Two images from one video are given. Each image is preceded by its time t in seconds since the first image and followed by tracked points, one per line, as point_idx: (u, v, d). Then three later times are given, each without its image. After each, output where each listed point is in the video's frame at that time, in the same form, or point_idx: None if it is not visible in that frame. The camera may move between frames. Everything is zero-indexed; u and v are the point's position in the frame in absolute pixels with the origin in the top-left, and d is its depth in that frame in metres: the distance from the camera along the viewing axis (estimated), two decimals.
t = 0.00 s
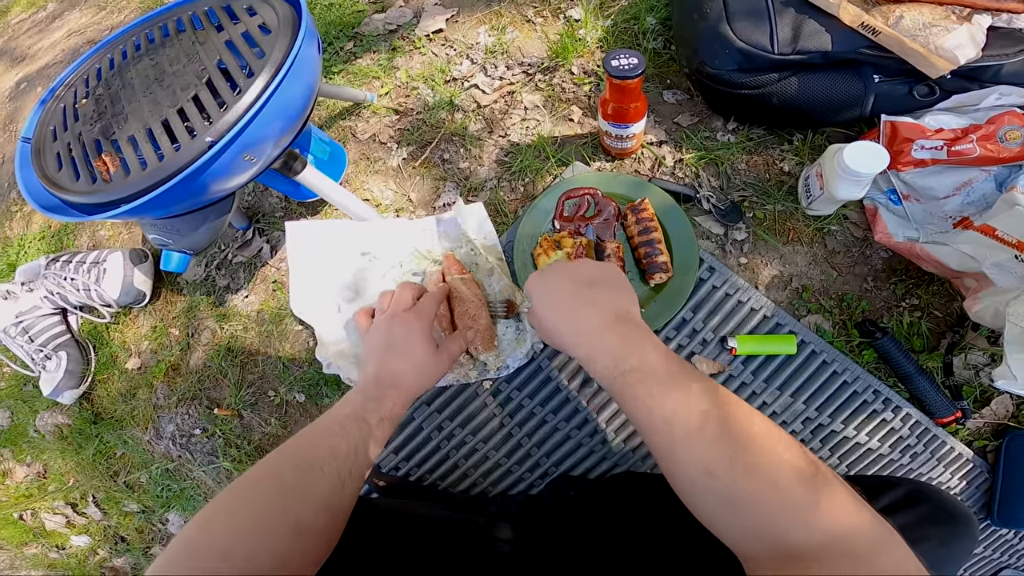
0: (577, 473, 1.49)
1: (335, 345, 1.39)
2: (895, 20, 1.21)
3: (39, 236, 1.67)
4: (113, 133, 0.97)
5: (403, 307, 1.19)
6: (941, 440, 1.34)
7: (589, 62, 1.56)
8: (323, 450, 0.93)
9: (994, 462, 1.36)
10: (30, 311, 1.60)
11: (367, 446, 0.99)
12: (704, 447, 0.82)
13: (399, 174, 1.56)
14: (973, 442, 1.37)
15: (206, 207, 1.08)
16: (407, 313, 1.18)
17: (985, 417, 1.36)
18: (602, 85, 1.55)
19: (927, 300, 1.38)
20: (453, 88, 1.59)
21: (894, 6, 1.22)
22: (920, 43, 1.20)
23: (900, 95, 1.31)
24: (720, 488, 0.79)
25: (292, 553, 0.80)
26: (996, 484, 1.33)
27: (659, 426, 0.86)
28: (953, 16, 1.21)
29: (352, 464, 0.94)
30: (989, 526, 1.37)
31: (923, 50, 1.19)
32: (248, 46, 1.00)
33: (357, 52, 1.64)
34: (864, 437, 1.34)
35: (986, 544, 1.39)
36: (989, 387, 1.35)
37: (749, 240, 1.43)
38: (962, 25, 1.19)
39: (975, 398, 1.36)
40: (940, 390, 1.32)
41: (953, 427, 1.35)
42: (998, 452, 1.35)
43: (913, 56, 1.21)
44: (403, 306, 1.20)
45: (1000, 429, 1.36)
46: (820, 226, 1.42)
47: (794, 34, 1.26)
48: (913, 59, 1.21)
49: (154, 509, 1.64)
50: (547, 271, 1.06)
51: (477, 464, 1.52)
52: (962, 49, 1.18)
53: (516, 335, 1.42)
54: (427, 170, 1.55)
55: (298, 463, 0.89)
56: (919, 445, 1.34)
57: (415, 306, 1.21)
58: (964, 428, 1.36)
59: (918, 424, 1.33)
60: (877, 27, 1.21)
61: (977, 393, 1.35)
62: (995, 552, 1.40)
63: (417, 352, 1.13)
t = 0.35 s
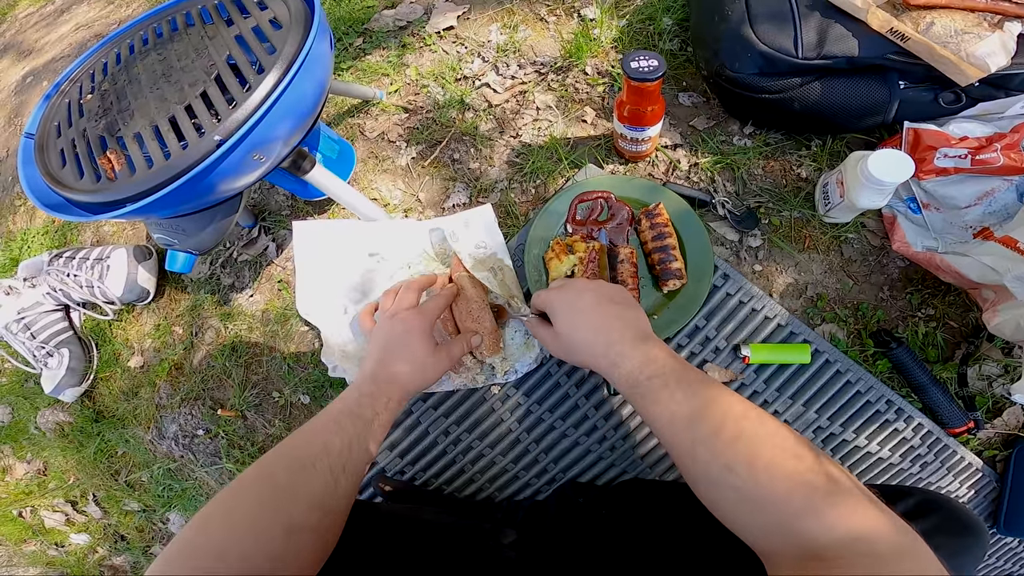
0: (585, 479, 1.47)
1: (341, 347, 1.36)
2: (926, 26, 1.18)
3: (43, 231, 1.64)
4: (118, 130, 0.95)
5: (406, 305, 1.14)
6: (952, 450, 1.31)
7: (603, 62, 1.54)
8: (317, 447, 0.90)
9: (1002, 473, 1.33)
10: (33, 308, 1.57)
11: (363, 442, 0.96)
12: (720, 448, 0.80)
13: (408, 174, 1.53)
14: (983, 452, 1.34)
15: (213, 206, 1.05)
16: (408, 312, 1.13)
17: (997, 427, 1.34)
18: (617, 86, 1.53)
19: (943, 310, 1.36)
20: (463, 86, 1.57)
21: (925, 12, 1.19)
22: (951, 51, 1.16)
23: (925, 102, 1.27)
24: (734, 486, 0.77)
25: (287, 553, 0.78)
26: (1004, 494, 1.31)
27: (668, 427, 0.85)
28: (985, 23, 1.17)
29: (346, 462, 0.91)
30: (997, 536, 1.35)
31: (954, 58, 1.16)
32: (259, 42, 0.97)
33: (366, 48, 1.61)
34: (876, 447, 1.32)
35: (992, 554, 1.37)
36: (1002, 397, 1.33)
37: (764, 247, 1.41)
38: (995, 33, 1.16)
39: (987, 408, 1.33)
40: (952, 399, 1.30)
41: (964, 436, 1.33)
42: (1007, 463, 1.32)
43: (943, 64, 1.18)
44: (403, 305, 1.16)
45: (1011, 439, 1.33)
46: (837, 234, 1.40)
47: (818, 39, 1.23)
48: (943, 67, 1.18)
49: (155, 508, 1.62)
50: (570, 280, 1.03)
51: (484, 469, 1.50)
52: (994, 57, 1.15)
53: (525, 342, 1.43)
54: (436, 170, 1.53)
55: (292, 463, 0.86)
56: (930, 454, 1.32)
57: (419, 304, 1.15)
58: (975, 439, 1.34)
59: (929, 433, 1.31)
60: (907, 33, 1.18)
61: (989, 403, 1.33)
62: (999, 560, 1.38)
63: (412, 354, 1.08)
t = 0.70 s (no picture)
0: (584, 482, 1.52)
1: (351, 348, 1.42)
2: (917, 49, 1.26)
3: (61, 229, 1.68)
4: (161, 132, 1.01)
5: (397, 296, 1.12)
6: (940, 459, 1.38)
7: (611, 82, 1.62)
8: (301, 452, 0.91)
9: (991, 482, 1.39)
10: (50, 302, 1.61)
11: (351, 442, 0.96)
12: (737, 445, 0.86)
13: (422, 185, 1.60)
14: (970, 462, 1.40)
15: (242, 208, 1.11)
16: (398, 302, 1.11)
17: (984, 438, 1.40)
18: (623, 105, 1.61)
19: (932, 325, 1.43)
20: (477, 102, 1.64)
21: (916, 36, 1.26)
22: (939, 74, 1.25)
23: (916, 123, 1.37)
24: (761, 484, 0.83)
25: (273, 557, 0.81)
26: (991, 503, 1.38)
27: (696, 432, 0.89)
28: (973, 46, 1.26)
29: (331, 464, 0.92)
30: (981, 542, 1.42)
31: (941, 80, 1.25)
32: (295, 54, 1.04)
33: (385, 61, 1.69)
34: (865, 455, 1.39)
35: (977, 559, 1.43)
36: (988, 409, 1.40)
37: (761, 263, 1.48)
38: (981, 55, 1.24)
39: (974, 420, 1.40)
40: (939, 410, 1.37)
41: (952, 446, 1.39)
42: (994, 473, 1.39)
43: (932, 86, 1.26)
44: (396, 295, 1.14)
45: (998, 450, 1.40)
46: (831, 251, 1.48)
47: (816, 62, 1.32)
48: (932, 89, 1.26)
49: (154, 505, 1.65)
50: (586, 270, 1.02)
51: (486, 470, 1.55)
52: (980, 80, 1.24)
53: (528, 348, 1.50)
54: (449, 182, 1.60)
55: (276, 470, 0.89)
56: (918, 463, 1.38)
57: (411, 294, 1.13)
58: (962, 449, 1.40)
59: (918, 443, 1.38)
60: (898, 57, 1.26)
61: (977, 415, 1.40)
62: (984, 568, 1.44)
63: (410, 344, 1.06)
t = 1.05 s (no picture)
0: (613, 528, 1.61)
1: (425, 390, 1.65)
2: (945, 177, 1.46)
3: (169, 239, 1.98)
4: (340, 179, 1.18)
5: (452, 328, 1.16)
6: (936, 532, 1.49)
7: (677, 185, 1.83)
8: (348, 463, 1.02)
9: (978, 553, 1.49)
10: (153, 304, 1.78)
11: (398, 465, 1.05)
12: (821, 518, 0.87)
13: (501, 257, 1.78)
14: (961, 533, 1.51)
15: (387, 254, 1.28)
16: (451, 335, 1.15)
17: (975, 513, 1.52)
18: (686, 209, 1.79)
19: (935, 423, 1.61)
20: (558, 187, 1.86)
21: (947, 165, 1.47)
22: (960, 202, 1.44)
23: (937, 245, 1.59)
24: (812, 526, 0.87)
25: (311, 553, 0.90)
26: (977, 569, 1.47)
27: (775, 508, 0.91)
28: (994, 172, 1.46)
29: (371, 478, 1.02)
30: None
31: (961, 208, 1.44)
32: (453, 131, 1.22)
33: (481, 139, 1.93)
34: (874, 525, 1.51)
35: None
36: (981, 491, 1.54)
37: (790, 360, 1.69)
38: (997, 184, 1.44)
39: (966, 500, 1.54)
40: (933, 487, 1.52)
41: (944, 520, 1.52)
42: (982, 544, 1.49)
43: (953, 213, 1.46)
44: (451, 325, 1.18)
45: (988, 525, 1.51)
46: (852, 355, 1.69)
47: (859, 187, 1.54)
48: (952, 215, 1.46)
49: (183, 506, 1.67)
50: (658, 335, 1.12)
51: (525, 508, 1.65)
52: (993, 209, 1.43)
53: (576, 408, 1.62)
54: (525, 258, 1.78)
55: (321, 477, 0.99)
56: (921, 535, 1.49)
57: (466, 326, 1.17)
58: (954, 522, 1.52)
59: (914, 516, 1.50)
60: (928, 184, 1.47)
61: (968, 495, 1.54)
62: None
63: (462, 378, 1.11)
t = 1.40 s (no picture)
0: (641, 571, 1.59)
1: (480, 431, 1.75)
2: (978, 273, 1.57)
3: (227, 255, 2.25)
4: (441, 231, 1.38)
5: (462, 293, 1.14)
6: None
7: (722, 260, 1.95)
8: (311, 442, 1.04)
9: None
10: (211, 318, 1.90)
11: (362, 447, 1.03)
12: (936, 524, 0.82)
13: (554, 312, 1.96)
14: None
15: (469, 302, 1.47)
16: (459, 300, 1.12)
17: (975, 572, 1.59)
18: (729, 283, 1.91)
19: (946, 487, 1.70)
20: (610, 252, 2.01)
21: (981, 262, 1.58)
22: (989, 296, 1.55)
23: (963, 334, 1.71)
24: (927, 540, 0.81)
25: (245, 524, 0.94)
26: None
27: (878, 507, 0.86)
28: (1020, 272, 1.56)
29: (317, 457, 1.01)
30: None
31: (989, 301, 1.55)
32: (544, 197, 1.43)
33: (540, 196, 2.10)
34: None
35: None
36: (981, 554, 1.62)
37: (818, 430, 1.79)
38: None
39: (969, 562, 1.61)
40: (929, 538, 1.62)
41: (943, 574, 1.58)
42: None
43: (981, 305, 1.57)
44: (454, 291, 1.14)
45: None
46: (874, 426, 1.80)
47: (900, 277, 1.68)
48: (980, 308, 1.57)
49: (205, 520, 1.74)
50: (709, 306, 1.08)
51: (558, 545, 1.65)
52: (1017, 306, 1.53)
53: (619, 458, 1.66)
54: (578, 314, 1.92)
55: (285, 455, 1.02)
56: None
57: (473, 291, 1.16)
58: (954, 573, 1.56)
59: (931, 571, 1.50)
60: (962, 279, 1.59)
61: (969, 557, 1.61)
62: None
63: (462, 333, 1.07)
